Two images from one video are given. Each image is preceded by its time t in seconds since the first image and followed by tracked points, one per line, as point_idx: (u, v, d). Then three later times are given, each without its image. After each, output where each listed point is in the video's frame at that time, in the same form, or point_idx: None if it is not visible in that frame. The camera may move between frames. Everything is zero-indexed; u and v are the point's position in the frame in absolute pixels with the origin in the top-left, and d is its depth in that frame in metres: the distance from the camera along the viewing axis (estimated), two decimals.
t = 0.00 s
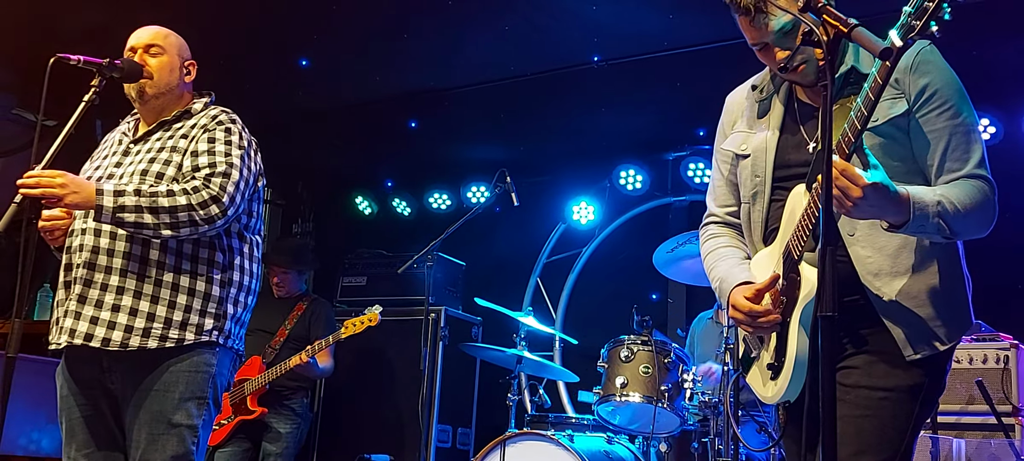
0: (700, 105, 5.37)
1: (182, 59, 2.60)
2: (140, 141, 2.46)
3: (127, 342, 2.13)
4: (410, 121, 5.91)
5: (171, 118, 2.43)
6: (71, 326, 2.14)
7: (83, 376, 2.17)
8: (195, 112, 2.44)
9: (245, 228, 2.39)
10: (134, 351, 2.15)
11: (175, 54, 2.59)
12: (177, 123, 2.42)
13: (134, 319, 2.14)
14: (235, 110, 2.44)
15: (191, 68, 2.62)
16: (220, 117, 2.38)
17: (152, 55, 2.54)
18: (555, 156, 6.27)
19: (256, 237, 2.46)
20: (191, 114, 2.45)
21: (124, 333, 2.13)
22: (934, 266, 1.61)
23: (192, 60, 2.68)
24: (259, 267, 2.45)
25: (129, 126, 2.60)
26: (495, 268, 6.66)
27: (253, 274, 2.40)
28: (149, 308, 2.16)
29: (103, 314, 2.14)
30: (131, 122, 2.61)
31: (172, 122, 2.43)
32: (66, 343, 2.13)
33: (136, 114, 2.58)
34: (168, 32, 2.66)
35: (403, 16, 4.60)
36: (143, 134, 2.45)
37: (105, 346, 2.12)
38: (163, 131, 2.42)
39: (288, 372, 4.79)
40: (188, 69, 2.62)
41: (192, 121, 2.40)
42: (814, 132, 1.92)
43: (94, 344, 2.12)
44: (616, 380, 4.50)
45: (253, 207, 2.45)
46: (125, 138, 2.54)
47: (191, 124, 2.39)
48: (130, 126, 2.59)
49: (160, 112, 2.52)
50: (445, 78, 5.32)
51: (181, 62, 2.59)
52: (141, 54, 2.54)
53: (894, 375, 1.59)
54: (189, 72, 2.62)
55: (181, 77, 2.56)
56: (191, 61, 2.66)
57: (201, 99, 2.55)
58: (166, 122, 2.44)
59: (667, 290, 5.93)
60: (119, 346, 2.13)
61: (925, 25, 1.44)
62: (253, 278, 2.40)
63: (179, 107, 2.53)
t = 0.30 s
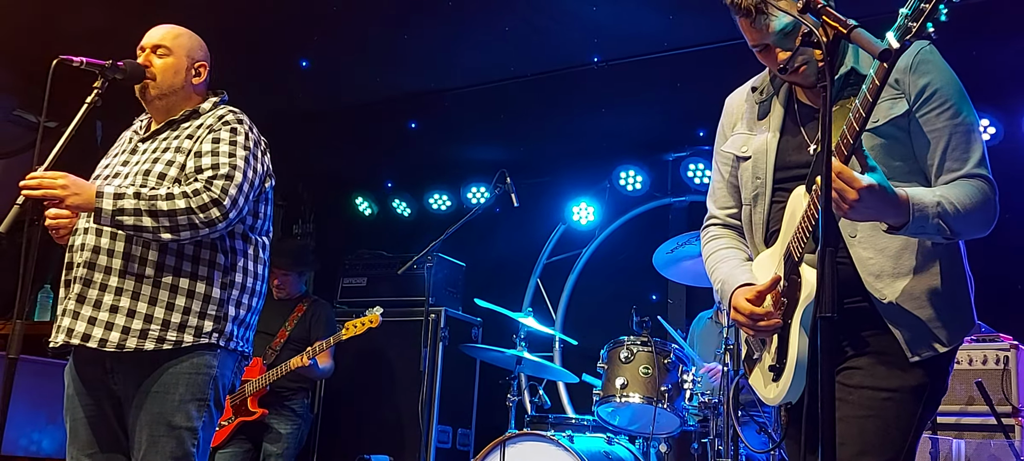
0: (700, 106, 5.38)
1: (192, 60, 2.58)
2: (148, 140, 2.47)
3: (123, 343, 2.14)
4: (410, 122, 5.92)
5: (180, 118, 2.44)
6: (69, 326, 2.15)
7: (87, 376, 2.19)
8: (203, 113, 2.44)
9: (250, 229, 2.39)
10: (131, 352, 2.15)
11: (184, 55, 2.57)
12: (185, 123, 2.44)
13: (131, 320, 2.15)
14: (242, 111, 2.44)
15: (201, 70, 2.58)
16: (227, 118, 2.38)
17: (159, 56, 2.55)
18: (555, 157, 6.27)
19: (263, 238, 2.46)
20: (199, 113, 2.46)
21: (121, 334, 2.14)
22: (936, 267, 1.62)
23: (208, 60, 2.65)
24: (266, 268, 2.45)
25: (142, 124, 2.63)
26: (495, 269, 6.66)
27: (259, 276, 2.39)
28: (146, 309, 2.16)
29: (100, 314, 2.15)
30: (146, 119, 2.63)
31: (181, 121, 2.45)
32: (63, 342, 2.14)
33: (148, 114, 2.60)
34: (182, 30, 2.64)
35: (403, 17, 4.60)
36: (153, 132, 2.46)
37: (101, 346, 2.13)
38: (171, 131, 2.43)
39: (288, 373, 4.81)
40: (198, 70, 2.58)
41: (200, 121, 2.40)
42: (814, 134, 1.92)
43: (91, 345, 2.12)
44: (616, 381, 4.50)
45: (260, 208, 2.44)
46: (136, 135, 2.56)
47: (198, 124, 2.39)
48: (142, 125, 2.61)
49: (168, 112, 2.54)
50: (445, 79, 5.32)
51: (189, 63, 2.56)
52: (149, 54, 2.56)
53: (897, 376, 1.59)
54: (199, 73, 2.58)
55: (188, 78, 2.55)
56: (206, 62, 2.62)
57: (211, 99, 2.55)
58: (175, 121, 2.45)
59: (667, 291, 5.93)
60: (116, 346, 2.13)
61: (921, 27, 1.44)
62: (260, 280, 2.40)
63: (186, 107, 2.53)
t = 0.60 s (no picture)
0: (699, 107, 5.38)
1: (200, 63, 2.57)
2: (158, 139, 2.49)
3: (121, 343, 2.14)
4: (410, 122, 5.92)
5: (189, 118, 2.46)
6: (69, 326, 2.16)
7: (92, 376, 2.20)
8: (212, 113, 2.46)
9: (254, 231, 2.39)
10: (130, 353, 2.16)
11: (191, 58, 2.56)
12: (193, 123, 2.46)
13: (129, 321, 2.16)
14: (250, 112, 2.44)
15: (210, 72, 2.58)
16: (233, 119, 2.38)
17: (166, 57, 2.55)
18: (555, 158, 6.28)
19: (269, 240, 2.46)
20: (208, 114, 2.48)
21: (119, 335, 2.14)
22: (936, 268, 1.62)
23: (220, 63, 2.63)
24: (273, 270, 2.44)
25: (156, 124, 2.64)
26: (494, 270, 6.67)
27: (264, 279, 2.39)
28: (144, 310, 2.17)
29: (100, 314, 2.16)
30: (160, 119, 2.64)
31: (189, 121, 2.47)
32: (63, 341, 2.15)
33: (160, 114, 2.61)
34: (195, 32, 2.64)
35: (403, 18, 4.61)
36: (162, 132, 2.48)
37: (99, 347, 2.14)
38: (180, 130, 2.45)
39: (289, 374, 4.82)
40: (206, 72, 2.57)
41: (206, 122, 2.41)
42: (813, 136, 1.92)
43: (89, 345, 2.13)
44: (615, 382, 4.51)
45: (265, 210, 2.44)
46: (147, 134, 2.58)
47: (205, 124, 2.40)
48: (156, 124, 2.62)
49: (176, 114, 2.54)
50: (444, 80, 5.33)
51: (196, 66, 2.56)
52: (156, 55, 2.56)
53: (895, 377, 1.60)
54: (208, 76, 2.58)
55: (194, 81, 2.55)
56: (217, 65, 2.61)
57: (219, 100, 2.55)
58: (185, 121, 2.47)
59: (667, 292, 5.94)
60: (114, 347, 2.14)
61: (918, 29, 1.45)
62: (266, 283, 2.39)
63: (192, 109, 2.53)
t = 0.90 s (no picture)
0: (699, 107, 5.39)
1: (208, 62, 2.58)
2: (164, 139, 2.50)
3: (118, 342, 2.14)
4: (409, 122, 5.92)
5: (193, 118, 2.47)
6: (68, 323, 2.16)
7: (94, 374, 2.21)
8: (216, 113, 2.46)
9: (256, 232, 2.39)
10: (128, 352, 2.16)
11: (199, 57, 2.58)
12: (199, 123, 2.46)
13: (127, 320, 2.16)
14: (254, 113, 2.44)
15: (216, 72, 2.58)
16: (236, 120, 2.39)
17: (175, 54, 2.57)
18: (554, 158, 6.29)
19: (272, 243, 2.46)
20: (212, 114, 2.48)
21: (117, 334, 2.14)
22: (942, 266, 1.62)
23: (228, 63, 2.64)
24: (275, 272, 2.44)
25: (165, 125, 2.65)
26: (494, 270, 6.67)
27: (266, 281, 2.38)
28: (142, 310, 2.17)
29: (99, 312, 2.16)
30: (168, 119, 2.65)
31: (194, 121, 2.47)
32: (63, 339, 2.15)
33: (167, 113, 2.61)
34: (204, 31, 2.65)
35: (402, 18, 4.61)
36: (167, 132, 2.49)
37: (97, 345, 2.13)
38: (185, 130, 2.45)
39: (288, 374, 4.81)
40: (213, 72, 2.58)
41: (210, 123, 2.42)
42: (812, 141, 1.92)
43: (87, 343, 2.13)
44: (614, 381, 4.51)
45: (268, 212, 2.44)
46: (155, 133, 2.58)
47: (209, 124, 2.41)
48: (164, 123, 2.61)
49: (182, 112, 2.55)
50: (444, 79, 5.34)
51: (204, 65, 2.57)
52: (166, 52, 2.58)
53: (893, 376, 1.60)
54: (214, 76, 2.58)
55: (200, 80, 2.55)
56: (224, 65, 2.62)
57: (225, 101, 2.55)
58: (189, 121, 2.48)
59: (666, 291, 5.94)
60: (111, 346, 2.14)
61: (921, 31, 1.44)
62: (267, 285, 2.39)
63: (198, 108, 2.53)
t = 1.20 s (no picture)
0: (698, 106, 5.38)
1: (211, 63, 2.57)
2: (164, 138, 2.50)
3: (115, 341, 2.14)
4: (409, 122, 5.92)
5: (195, 118, 2.47)
6: (65, 321, 2.16)
7: (92, 373, 2.21)
8: (218, 114, 2.46)
9: (255, 234, 2.39)
10: (125, 352, 2.16)
11: (202, 57, 2.57)
12: (200, 123, 2.46)
13: (125, 319, 2.16)
14: (255, 115, 2.44)
15: (219, 73, 2.57)
16: (237, 122, 2.38)
17: (180, 53, 2.57)
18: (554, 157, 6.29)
19: (271, 244, 2.46)
20: (214, 115, 2.48)
21: (114, 333, 2.14)
22: (944, 261, 1.62)
23: (231, 64, 2.63)
24: (274, 273, 2.44)
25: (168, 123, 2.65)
26: (493, 270, 6.67)
27: (264, 282, 2.39)
28: (140, 309, 2.17)
29: (97, 311, 2.16)
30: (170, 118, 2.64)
31: (196, 122, 2.47)
32: (60, 337, 2.15)
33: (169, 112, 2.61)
34: (211, 32, 2.65)
35: (401, 17, 4.61)
36: (168, 133, 2.49)
37: (94, 344, 2.13)
38: (186, 131, 2.45)
39: (288, 373, 4.80)
40: (216, 73, 2.57)
41: (210, 124, 2.41)
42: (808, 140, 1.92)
43: (84, 341, 2.13)
44: (614, 381, 4.51)
45: (267, 214, 2.44)
46: (157, 134, 2.58)
47: (209, 126, 2.40)
48: (166, 122, 2.61)
49: (183, 111, 2.55)
50: (443, 79, 5.34)
51: (207, 65, 2.56)
52: (171, 50, 2.59)
53: (898, 375, 1.60)
54: (217, 77, 2.57)
55: (202, 81, 2.54)
56: (227, 67, 2.61)
57: (226, 103, 2.54)
58: (190, 121, 2.48)
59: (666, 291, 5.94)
60: (108, 345, 2.14)
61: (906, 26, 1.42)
62: (266, 286, 2.39)
63: (198, 109, 2.53)
